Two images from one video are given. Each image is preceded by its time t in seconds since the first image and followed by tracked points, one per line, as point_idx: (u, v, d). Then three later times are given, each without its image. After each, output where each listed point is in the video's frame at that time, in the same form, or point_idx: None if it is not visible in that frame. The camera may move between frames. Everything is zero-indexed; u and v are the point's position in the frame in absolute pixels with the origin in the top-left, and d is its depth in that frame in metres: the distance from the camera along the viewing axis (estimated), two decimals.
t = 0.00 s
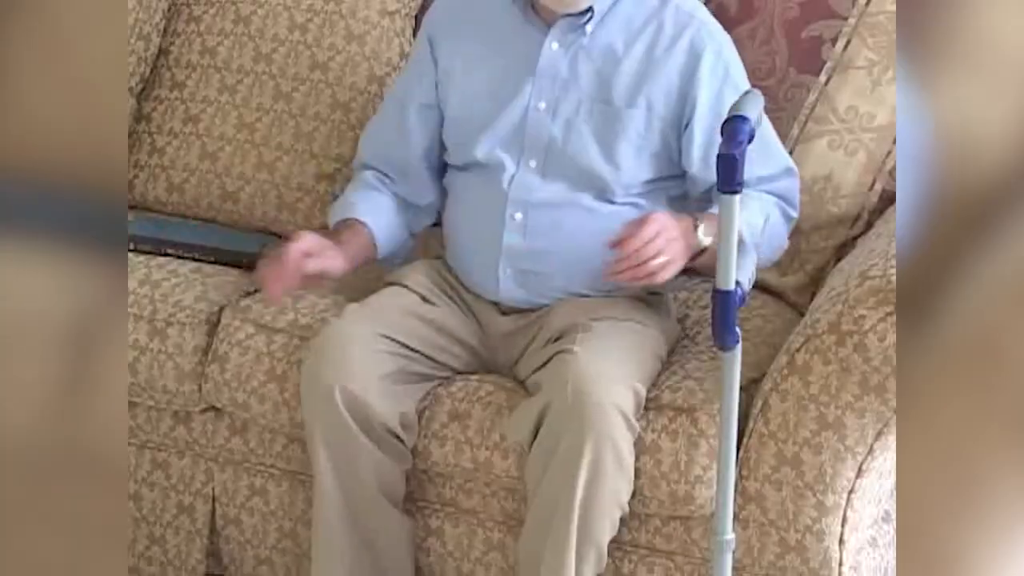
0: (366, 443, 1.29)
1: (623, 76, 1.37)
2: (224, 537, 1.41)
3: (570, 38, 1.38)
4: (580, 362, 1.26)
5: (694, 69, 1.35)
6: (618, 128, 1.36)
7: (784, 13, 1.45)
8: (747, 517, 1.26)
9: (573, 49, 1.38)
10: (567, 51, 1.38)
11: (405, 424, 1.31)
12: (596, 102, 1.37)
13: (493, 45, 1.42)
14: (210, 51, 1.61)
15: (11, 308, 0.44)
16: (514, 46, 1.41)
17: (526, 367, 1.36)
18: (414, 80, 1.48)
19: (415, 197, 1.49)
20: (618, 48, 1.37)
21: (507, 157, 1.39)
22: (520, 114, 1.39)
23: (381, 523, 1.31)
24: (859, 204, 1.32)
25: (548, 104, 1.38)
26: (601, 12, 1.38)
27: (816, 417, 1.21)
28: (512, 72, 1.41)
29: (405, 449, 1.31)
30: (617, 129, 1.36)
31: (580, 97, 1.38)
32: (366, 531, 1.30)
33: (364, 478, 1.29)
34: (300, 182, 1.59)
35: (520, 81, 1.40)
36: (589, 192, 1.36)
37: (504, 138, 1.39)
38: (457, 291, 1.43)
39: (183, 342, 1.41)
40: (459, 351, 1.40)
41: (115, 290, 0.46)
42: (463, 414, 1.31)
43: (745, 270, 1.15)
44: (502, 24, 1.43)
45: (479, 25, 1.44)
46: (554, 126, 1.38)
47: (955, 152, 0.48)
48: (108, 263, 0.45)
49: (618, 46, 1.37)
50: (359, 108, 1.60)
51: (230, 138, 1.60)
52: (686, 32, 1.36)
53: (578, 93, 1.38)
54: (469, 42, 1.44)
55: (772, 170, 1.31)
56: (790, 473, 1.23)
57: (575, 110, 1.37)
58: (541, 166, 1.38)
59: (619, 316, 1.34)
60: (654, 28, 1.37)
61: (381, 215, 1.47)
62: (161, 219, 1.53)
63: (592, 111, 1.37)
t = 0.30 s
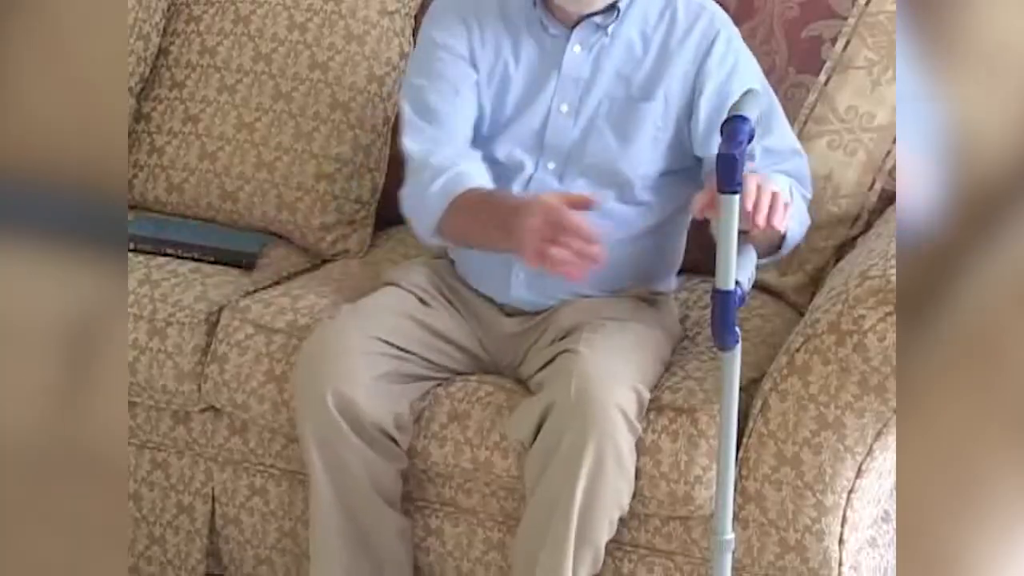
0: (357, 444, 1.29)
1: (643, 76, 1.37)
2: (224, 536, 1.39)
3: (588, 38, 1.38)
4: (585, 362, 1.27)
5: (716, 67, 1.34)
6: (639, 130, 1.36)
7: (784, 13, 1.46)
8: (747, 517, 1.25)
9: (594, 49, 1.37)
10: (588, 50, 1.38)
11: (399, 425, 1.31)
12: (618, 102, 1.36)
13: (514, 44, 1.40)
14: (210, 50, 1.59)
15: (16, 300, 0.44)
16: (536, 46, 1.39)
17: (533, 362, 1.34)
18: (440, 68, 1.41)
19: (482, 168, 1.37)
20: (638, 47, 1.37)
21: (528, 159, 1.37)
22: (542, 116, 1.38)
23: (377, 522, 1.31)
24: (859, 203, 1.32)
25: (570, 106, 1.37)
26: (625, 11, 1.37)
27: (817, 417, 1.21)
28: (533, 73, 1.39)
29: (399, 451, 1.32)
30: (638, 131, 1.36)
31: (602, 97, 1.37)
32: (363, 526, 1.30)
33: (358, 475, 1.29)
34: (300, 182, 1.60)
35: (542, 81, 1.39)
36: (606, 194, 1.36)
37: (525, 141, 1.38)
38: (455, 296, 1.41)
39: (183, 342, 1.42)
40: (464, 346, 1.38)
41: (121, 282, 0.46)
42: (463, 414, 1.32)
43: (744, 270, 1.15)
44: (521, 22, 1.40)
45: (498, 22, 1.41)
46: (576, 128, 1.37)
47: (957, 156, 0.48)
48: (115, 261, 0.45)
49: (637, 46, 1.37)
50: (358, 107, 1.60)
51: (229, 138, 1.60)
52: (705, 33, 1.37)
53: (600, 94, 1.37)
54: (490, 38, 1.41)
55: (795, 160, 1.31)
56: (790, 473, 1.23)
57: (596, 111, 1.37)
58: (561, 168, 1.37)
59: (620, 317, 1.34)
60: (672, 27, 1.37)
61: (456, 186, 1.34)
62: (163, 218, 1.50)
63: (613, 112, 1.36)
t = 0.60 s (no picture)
0: (351, 450, 1.30)
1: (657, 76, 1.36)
2: (224, 536, 1.41)
3: (605, 40, 1.35)
4: (593, 364, 1.26)
5: (732, 70, 1.34)
6: (660, 131, 1.34)
7: (784, 13, 1.44)
8: (747, 517, 1.25)
9: (612, 51, 1.34)
10: (609, 51, 1.35)
11: (396, 429, 1.30)
12: (636, 104, 1.35)
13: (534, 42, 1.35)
14: (210, 50, 1.62)
15: (17, 299, 0.44)
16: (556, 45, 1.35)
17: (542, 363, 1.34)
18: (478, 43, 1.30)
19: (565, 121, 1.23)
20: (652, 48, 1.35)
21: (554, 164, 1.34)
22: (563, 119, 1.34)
23: (378, 524, 1.31)
24: (859, 203, 1.31)
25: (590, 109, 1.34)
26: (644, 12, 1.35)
27: (816, 417, 1.21)
28: (552, 74, 1.35)
29: (395, 454, 1.31)
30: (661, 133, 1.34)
31: (621, 100, 1.35)
32: (362, 527, 1.31)
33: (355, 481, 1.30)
34: (299, 181, 1.58)
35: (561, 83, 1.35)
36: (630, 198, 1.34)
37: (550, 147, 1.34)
38: (455, 300, 1.40)
39: (183, 341, 1.41)
40: (471, 356, 1.38)
41: (121, 269, 0.45)
42: (462, 417, 1.30)
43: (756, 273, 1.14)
44: (539, 20, 1.35)
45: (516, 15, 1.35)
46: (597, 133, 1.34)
47: (964, 153, 0.47)
48: (114, 264, 0.45)
49: (652, 46, 1.36)
50: (359, 106, 1.59)
51: (229, 138, 1.60)
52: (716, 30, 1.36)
53: (619, 96, 1.35)
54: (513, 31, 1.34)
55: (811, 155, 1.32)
56: (790, 473, 1.23)
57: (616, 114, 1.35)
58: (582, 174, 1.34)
59: (629, 317, 1.33)
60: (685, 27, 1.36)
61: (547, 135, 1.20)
62: (161, 216, 1.57)
63: (633, 114, 1.35)
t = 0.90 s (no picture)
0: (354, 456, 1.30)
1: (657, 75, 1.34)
2: (224, 537, 1.39)
3: (601, 44, 1.35)
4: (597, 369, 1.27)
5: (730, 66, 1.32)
6: (660, 130, 1.31)
7: (784, 13, 1.44)
8: (747, 517, 1.25)
9: (609, 54, 1.34)
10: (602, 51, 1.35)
11: (397, 436, 1.31)
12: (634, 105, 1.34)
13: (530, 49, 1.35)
14: (210, 49, 1.59)
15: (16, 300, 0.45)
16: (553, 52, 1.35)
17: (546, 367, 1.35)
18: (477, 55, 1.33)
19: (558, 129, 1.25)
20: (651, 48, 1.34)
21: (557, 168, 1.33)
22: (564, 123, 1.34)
23: (380, 528, 1.31)
24: (859, 203, 1.31)
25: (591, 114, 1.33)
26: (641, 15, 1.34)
27: (816, 417, 1.21)
28: (552, 80, 1.35)
29: (397, 457, 1.31)
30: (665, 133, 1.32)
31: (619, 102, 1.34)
32: (364, 532, 1.31)
33: (359, 485, 1.30)
34: (299, 180, 1.59)
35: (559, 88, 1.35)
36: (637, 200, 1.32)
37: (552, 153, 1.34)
38: (459, 305, 1.40)
39: (183, 341, 1.41)
40: (475, 362, 1.38)
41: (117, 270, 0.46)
42: (462, 420, 1.31)
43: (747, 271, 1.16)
44: (535, 26, 1.35)
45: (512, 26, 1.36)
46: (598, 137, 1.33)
47: (966, 151, 0.47)
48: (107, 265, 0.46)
49: (649, 46, 1.34)
50: (359, 105, 1.60)
51: (230, 138, 1.59)
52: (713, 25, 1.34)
53: (617, 98, 1.34)
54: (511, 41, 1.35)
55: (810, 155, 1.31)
56: (791, 473, 1.23)
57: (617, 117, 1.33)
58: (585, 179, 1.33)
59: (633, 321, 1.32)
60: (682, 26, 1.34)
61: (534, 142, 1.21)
62: (161, 216, 1.54)
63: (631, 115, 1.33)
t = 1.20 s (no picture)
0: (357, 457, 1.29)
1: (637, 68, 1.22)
2: (225, 537, 1.38)
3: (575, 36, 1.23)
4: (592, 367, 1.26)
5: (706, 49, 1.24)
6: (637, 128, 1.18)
7: (784, 13, 1.44)
8: (747, 517, 1.26)
9: (583, 48, 1.22)
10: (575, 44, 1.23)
11: (398, 434, 1.32)
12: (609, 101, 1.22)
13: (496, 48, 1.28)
14: (210, 49, 1.58)
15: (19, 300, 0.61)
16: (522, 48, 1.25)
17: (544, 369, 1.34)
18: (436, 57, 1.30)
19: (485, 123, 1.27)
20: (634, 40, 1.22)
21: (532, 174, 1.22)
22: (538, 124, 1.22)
23: (380, 526, 1.32)
24: (859, 203, 1.31)
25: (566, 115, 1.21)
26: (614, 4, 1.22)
27: (817, 417, 1.22)
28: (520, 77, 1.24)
29: (398, 454, 1.33)
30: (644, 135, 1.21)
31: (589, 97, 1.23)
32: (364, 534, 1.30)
33: (363, 485, 1.30)
34: (299, 181, 1.62)
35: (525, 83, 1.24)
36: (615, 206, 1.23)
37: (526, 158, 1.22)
38: (459, 305, 1.39)
39: (183, 341, 1.43)
40: (476, 361, 1.37)
41: (117, 272, 0.63)
42: (463, 420, 1.32)
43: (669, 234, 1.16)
44: (504, 22, 1.29)
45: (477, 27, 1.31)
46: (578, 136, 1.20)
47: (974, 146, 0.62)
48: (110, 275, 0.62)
49: (624, 38, 1.21)
50: (359, 105, 1.59)
51: (230, 138, 1.59)
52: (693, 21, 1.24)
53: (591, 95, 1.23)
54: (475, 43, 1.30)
55: (784, 131, 1.29)
56: (791, 473, 1.24)
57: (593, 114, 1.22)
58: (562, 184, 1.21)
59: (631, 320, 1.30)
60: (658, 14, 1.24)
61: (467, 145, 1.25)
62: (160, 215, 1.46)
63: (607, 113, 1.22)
